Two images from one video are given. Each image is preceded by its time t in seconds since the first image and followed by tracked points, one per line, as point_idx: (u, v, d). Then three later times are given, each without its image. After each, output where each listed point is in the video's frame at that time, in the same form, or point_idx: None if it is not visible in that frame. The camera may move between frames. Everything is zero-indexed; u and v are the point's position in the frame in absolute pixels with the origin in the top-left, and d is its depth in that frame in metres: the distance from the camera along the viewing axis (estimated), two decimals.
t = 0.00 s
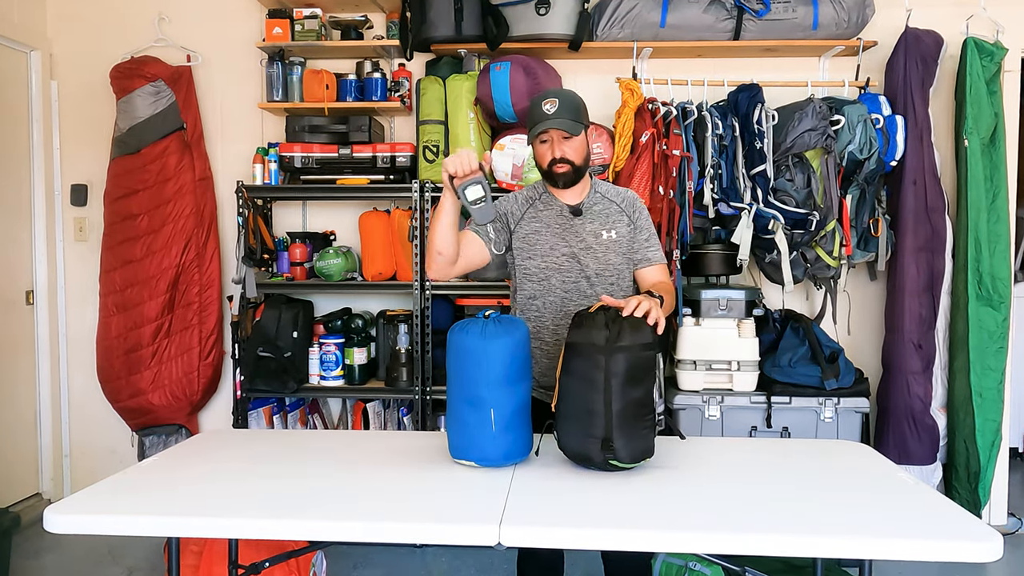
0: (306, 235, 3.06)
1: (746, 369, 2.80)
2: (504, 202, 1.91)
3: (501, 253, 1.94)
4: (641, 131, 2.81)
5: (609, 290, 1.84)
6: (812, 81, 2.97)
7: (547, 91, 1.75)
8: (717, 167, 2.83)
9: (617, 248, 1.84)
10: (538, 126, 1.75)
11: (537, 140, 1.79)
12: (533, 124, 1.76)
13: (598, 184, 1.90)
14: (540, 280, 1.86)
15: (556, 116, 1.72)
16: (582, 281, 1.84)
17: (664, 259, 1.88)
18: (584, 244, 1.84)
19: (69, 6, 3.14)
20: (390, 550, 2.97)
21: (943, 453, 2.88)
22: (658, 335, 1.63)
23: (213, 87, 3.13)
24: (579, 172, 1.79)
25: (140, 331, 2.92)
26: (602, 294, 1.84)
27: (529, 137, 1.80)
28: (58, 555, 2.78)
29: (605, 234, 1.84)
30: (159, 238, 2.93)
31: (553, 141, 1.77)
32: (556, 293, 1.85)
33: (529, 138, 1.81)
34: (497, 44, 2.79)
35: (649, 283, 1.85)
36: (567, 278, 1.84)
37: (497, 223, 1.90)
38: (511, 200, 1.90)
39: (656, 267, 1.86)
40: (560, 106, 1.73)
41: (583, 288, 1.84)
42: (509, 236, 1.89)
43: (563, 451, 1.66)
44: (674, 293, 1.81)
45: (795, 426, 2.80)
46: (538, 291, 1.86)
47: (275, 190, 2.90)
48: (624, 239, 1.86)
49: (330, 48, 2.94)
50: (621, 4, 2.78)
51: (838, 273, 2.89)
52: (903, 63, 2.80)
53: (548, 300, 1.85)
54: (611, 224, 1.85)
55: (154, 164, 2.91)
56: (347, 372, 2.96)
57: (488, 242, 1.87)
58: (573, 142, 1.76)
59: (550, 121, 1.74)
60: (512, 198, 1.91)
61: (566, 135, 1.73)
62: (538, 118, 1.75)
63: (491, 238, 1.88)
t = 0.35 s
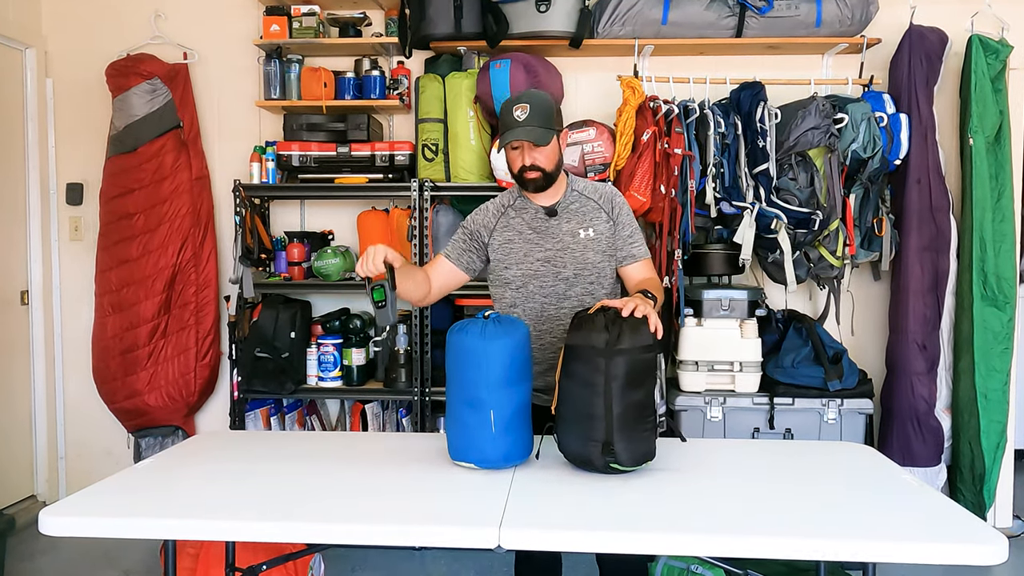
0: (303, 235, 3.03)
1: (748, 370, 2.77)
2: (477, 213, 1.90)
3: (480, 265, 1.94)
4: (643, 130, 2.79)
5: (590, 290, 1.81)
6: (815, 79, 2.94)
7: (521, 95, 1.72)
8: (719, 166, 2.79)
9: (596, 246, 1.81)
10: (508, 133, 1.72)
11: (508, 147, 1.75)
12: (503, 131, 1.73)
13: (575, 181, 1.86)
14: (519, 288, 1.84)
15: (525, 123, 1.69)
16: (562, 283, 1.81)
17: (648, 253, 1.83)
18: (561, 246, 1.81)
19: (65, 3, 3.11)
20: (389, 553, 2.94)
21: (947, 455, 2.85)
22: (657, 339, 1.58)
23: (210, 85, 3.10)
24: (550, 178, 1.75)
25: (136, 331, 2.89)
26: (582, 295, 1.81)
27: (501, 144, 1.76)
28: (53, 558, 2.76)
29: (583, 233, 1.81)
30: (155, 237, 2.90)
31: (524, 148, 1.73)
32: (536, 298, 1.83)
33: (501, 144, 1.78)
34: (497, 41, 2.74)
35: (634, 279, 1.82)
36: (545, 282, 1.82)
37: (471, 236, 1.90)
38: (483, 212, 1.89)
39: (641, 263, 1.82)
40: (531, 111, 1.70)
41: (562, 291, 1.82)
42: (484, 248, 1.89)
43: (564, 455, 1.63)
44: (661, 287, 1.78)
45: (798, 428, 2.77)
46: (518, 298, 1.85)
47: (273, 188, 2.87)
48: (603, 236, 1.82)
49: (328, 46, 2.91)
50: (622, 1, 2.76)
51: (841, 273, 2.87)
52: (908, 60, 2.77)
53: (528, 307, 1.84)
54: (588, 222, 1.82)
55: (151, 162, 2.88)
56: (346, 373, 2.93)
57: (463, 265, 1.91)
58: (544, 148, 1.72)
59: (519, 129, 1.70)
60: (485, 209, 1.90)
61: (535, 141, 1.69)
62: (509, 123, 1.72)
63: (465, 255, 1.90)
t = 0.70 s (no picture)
0: (301, 234, 3.01)
1: (751, 371, 2.74)
2: (460, 226, 1.91)
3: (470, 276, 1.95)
4: (644, 128, 2.76)
5: (580, 288, 1.82)
6: (818, 77, 2.91)
7: (500, 100, 1.71)
8: (721, 165, 2.76)
9: (581, 244, 1.81)
10: (494, 139, 1.71)
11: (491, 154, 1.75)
12: (488, 137, 1.72)
13: (556, 180, 1.86)
14: (509, 294, 1.86)
15: (511, 128, 1.69)
16: (552, 284, 1.83)
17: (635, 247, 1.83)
18: (547, 248, 1.82)
19: None
20: (388, 555, 2.90)
21: (952, 457, 2.82)
22: (658, 340, 1.55)
23: (207, 83, 3.07)
24: (537, 181, 1.77)
25: (133, 331, 2.86)
26: (573, 294, 1.83)
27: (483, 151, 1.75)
28: (48, 561, 2.73)
29: (567, 232, 1.82)
30: (152, 236, 2.87)
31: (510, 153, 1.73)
32: (527, 303, 1.85)
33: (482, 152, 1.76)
34: (498, 38, 2.71)
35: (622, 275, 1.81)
36: (535, 285, 1.83)
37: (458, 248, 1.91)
38: (465, 222, 1.89)
39: (628, 258, 1.82)
40: (514, 116, 1.70)
41: (552, 292, 1.84)
42: (471, 259, 1.89)
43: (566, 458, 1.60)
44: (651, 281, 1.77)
45: (801, 429, 2.73)
46: (510, 305, 1.87)
47: (270, 187, 2.84)
48: (588, 233, 1.82)
49: (326, 43, 2.88)
50: None
51: (845, 273, 2.85)
52: (912, 58, 2.75)
53: (522, 312, 1.85)
54: (571, 221, 1.82)
55: (147, 161, 2.85)
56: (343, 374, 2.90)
57: (450, 282, 1.90)
58: (529, 152, 1.73)
59: (506, 134, 1.70)
60: (468, 219, 1.91)
61: (522, 147, 1.70)
62: (493, 130, 1.71)
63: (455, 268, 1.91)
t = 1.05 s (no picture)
0: (299, 234, 2.98)
1: (753, 372, 2.71)
2: (451, 228, 1.89)
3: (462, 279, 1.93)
4: (645, 127, 2.73)
5: (572, 288, 1.81)
6: (821, 74, 2.88)
7: (493, 99, 1.69)
8: (724, 164, 2.73)
9: (573, 244, 1.80)
10: (491, 137, 1.68)
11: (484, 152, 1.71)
12: (483, 135, 1.69)
13: (547, 179, 1.85)
14: (501, 296, 1.84)
15: (508, 126, 1.67)
16: (544, 285, 1.81)
17: (628, 246, 1.82)
18: (539, 248, 1.80)
19: None
20: (386, 558, 2.88)
21: (957, 459, 2.79)
22: (657, 340, 1.52)
23: (204, 81, 3.04)
24: (530, 179, 1.76)
25: (128, 332, 2.83)
26: (566, 294, 1.81)
27: (476, 149, 1.72)
28: (43, 563, 2.70)
29: (559, 232, 1.80)
30: (148, 236, 2.84)
31: (505, 152, 1.71)
32: (519, 304, 1.82)
33: (474, 150, 1.73)
34: (497, 36, 2.68)
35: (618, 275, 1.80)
36: (527, 286, 1.81)
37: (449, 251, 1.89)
38: (456, 225, 1.88)
39: (621, 256, 1.81)
40: (509, 114, 1.68)
41: (545, 293, 1.82)
42: (462, 262, 1.88)
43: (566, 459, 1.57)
44: (647, 278, 1.77)
45: (804, 431, 2.70)
46: (502, 307, 1.85)
47: (268, 186, 2.81)
48: (580, 232, 1.81)
49: (323, 41, 2.85)
50: None
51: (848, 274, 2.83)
52: (916, 56, 2.72)
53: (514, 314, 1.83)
54: (563, 221, 1.81)
55: (143, 159, 2.82)
56: (342, 375, 2.88)
57: (446, 288, 1.92)
58: (524, 151, 1.72)
59: (503, 132, 1.68)
60: (458, 222, 1.89)
61: (519, 144, 1.69)
62: (489, 128, 1.68)
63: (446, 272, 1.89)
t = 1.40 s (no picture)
0: (297, 233, 2.95)
1: (756, 373, 2.69)
2: (450, 226, 1.88)
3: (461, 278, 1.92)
4: (647, 125, 2.70)
5: (571, 286, 1.78)
6: (824, 72, 2.85)
7: (501, 97, 1.67)
8: (726, 162, 2.72)
9: (572, 242, 1.78)
10: (501, 136, 1.65)
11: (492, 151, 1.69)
12: (493, 134, 1.66)
13: (548, 177, 1.83)
14: (499, 295, 1.82)
15: (519, 125, 1.65)
16: (542, 283, 1.79)
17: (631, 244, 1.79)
18: (537, 246, 1.78)
19: None
20: (384, 561, 2.85)
21: (961, 461, 2.76)
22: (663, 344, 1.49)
23: (201, 79, 3.01)
24: (536, 178, 1.75)
25: (125, 332, 2.80)
26: (564, 293, 1.79)
27: (484, 148, 1.69)
28: (38, 566, 2.68)
29: (557, 230, 1.78)
30: (144, 235, 2.81)
31: (513, 151, 1.69)
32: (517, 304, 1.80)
33: (482, 149, 1.70)
34: (497, 33, 2.65)
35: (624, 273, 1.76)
36: (524, 285, 1.79)
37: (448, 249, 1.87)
38: (454, 223, 1.86)
39: (626, 253, 1.77)
40: (519, 113, 1.67)
41: (543, 292, 1.79)
42: (461, 261, 1.86)
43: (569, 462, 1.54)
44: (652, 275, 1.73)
45: (807, 432, 2.67)
46: (500, 306, 1.83)
47: (266, 185, 2.79)
48: (579, 230, 1.79)
49: (322, 38, 2.82)
50: None
51: (852, 271, 2.76)
52: (920, 54, 2.69)
53: (512, 312, 1.81)
54: (562, 218, 1.79)
55: (139, 158, 2.79)
56: (340, 376, 2.84)
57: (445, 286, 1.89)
58: (531, 150, 1.71)
59: (512, 131, 1.66)
60: (457, 220, 1.88)
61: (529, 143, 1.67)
62: (498, 127, 1.66)
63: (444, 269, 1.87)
